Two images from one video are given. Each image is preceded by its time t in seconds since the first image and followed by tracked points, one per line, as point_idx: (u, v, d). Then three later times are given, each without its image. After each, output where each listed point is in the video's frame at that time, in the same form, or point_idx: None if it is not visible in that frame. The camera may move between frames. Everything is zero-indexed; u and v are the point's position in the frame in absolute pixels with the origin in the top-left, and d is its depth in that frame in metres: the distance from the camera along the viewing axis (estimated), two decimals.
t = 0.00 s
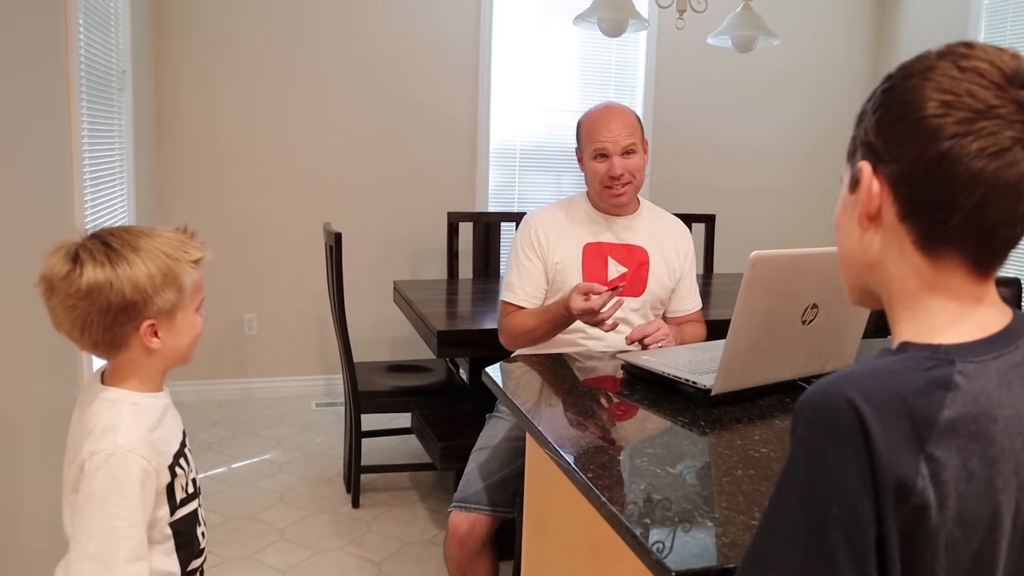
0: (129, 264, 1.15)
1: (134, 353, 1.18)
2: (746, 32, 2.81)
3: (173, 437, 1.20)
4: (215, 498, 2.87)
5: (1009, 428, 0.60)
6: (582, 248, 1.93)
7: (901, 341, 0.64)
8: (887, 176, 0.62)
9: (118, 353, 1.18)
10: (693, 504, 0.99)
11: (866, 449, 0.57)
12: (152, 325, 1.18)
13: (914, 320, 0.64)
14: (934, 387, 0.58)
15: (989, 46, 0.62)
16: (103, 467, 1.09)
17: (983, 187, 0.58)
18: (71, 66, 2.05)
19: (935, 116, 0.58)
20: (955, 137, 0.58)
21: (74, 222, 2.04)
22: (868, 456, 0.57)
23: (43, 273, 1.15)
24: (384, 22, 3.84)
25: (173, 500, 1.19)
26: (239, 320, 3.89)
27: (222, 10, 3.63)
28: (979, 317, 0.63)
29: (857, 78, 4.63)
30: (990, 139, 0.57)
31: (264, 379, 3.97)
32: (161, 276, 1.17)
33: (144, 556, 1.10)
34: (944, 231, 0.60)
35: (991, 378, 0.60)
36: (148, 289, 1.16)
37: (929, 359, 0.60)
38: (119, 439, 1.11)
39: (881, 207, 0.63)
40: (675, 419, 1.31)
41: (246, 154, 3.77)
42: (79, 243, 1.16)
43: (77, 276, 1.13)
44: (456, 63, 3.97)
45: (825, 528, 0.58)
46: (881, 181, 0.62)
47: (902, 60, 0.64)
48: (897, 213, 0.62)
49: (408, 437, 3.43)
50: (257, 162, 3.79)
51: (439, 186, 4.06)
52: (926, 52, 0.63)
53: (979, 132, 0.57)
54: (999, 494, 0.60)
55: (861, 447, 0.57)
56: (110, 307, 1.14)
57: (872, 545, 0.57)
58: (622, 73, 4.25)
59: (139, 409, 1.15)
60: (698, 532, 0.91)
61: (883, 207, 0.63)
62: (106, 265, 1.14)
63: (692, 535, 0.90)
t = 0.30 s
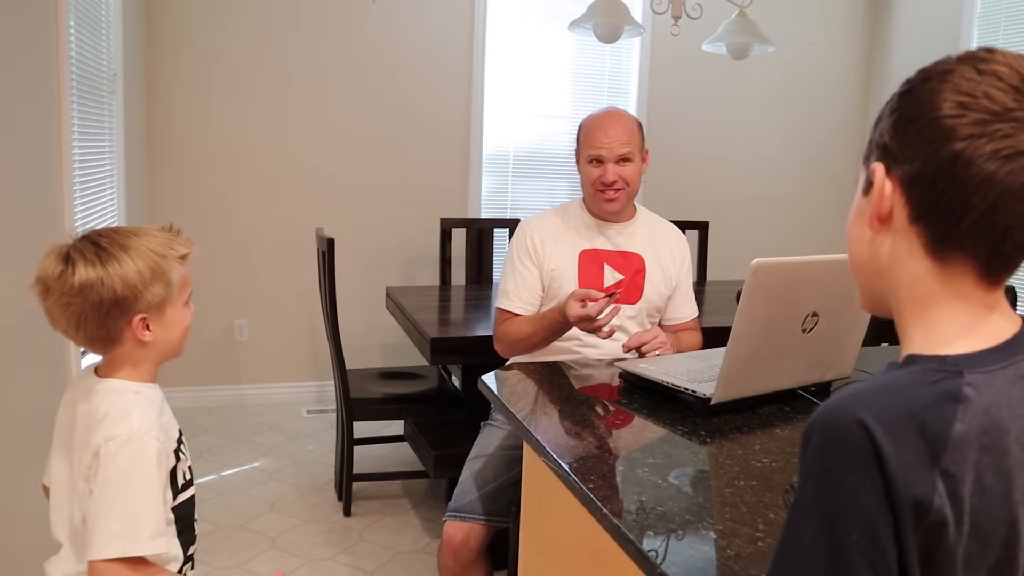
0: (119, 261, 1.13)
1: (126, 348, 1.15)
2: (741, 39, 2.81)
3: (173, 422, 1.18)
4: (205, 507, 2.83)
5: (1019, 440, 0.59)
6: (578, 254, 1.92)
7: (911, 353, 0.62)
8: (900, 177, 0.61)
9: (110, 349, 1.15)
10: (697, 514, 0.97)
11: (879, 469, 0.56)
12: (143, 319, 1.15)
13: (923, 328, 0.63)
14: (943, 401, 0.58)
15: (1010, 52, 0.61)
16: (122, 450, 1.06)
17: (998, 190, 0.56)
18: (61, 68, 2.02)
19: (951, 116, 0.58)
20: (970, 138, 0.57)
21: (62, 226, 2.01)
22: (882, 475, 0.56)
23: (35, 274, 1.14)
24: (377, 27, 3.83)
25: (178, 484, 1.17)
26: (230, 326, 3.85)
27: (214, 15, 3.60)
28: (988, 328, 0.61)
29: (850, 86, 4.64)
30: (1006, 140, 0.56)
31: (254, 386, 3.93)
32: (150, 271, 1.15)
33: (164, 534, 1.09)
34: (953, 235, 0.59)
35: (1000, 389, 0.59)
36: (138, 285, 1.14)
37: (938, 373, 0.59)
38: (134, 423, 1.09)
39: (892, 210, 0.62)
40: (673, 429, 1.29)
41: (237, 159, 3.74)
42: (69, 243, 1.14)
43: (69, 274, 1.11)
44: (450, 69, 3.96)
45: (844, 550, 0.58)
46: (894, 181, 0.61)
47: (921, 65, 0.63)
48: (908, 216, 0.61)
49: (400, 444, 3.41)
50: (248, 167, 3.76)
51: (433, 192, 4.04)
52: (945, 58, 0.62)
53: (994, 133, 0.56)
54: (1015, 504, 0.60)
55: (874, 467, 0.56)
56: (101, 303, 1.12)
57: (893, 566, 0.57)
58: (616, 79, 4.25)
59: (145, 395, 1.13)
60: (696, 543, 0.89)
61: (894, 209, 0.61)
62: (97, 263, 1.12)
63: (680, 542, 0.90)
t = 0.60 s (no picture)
0: (118, 266, 1.12)
1: (117, 355, 1.13)
2: (719, 42, 2.82)
3: (164, 428, 1.16)
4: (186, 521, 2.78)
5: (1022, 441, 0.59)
6: (561, 259, 1.91)
7: (911, 352, 0.62)
8: (899, 173, 0.61)
9: (104, 354, 1.13)
10: (690, 518, 0.96)
11: (886, 469, 0.56)
12: (138, 326, 1.13)
13: (920, 325, 0.63)
14: (948, 401, 0.57)
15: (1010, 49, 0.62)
16: (105, 453, 1.04)
17: (997, 185, 0.57)
18: (32, 77, 1.98)
19: (950, 111, 0.58)
20: (970, 133, 0.57)
21: (35, 238, 1.97)
22: (889, 476, 0.56)
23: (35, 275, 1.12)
24: (354, 35, 3.81)
25: (168, 490, 1.14)
26: (209, 337, 3.80)
27: (188, 23, 3.56)
28: (986, 327, 0.62)
29: (825, 89, 4.68)
30: (1005, 135, 0.57)
31: (235, 397, 3.88)
32: (149, 279, 1.13)
33: (151, 538, 1.06)
34: (951, 231, 0.59)
35: (1003, 389, 0.59)
36: (136, 291, 1.12)
37: (941, 372, 0.58)
38: (119, 425, 1.06)
39: (890, 206, 0.62)
40: (662, 432, 1.29)
41: (214, 168, 3.70)
42: (72, 247, 1.13)
43: (67, 276, 1.10)
44: (427, 76, 3.95)
45: (849, 551, 0.57)
46: (892, 178, 0.61)
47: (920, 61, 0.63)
48: (906, 212, 0.61)
49: (384, 453, 3.38)
50: (226, 176, 3.72)
51: (413, 199, 4.02)
52: (946, 54, 0.62)
53: (993, 129, 0.57)
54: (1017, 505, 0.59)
55: (881, 467, 0.56)
56: (97, 307, 1.10)
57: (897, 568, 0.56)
58: (594, 84, 4.26)
59: (133, 400, 1.11)
60: (689, 548, 0.89)
61: (892, 205, 0.62)
62: (96, 268, 1.11)
63: (672, 546, 0.89)
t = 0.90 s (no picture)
0: (140, 273, 1.11)
1: (128, 368, 1.11)
2: (702, 43, 2.83)
3: (177, 451, 1.14)
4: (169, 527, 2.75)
5: None
6: (548, 260, 1.91)
7: (914, 354, 0.62)
8: (891, 167, 0.62)
9: (115, 366, 1.11)
10: (684, 520, 0.96)
11: (894, 482, 0.56)
12: (153, 340, 1.11)
13: (922, 326, 0.63)
14: (954, 410, 0.58)
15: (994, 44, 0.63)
16: (114, 485, 1.02)
17: (989, 164, 0.57)
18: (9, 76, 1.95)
19: (938, 98, 0.59)
20: (958, 117, 0.58)
21: (14, 242, 1.94)
22: (897, 488, 0.56)
23: (52, 275, 1.11)
24: (336, 37, 3.79)
25: (181, 516, 1.13)
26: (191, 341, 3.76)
27: (168, 24, 3.53)
28: (986, 324, 0.62)
29: (807, 91, 4.72)
30: (994, 115, 0.58)
31: (218, 402, 3.84)
32: (170, 290, 1.12)
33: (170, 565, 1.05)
34: (948, 218, 0.59)
35: (1007, 393, 0.59)
36: (155, 301, 1.11)
37: (945, 378, 0.59)
38: (125, 457, 1.04)
39: (884, 201, 0.62)
40: (650, 434, 1.28)
41: (196, 171, 3.67)
42: (93, 249, 1.13)
43: (87, 279, 1.09)
44: (410, 78, 3.94)
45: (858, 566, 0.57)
46: (885, 172, 0.62)
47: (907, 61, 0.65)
48: (902, 206, 0.61)
49: (369, 457, 3.35)
50: (207, 179, 3.69)
51: (397, 201, 4.01)
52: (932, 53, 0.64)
53: (981, 112, 0.58)
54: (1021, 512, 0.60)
55: (889, 479, 0.56)
56: (114, 314, 1.09)
57: None
58: (577, 85, 4.26)
59: (141, 423, 1.09)
60: (681, 548, 0.88)
61: (887, 201, 0.62)
62: (118, 272, 1.10)
63: (662, 547, 0.89)
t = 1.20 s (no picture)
0: (154, 286, 1.11)
1: (145, 383, 1.13)
2: (691, 46, 2.84)
3: (173, 477, 1.13)
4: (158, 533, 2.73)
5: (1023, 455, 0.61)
6: (540, 261, 1.91)
7: (914, 359, 0.62)
8: (882, 171, 0.63)
9: (131, 381, 1.12)
10: (680, 523, 0.96)
11: (892, 488, 0.56)
12: (170, 354, 1.13)
13: (922, 331, 0.63)
14: (954, 416, 0.58)
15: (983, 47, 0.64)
16: (86, 508, 1.02)
17: (978, 161, 0.58)
18: None
19: (923, 100, 0.60)
20: (944, 116, 0.59)
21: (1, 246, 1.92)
22: (895, 495, 0.56)
23: (63, 287, 1.11)
24: (326, 40, 3.78)
25: (169, 545, 1.12)
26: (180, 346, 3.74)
27: (156, 27, 3.51)
28: (983, 326, 0.62)
29: (795, 94, 4.74)
30: (979, 112, 0.58)
31: (207, 407, 3.82)
32: (187, 303, 1.13)
33: None
34: (940, 217, 0.60)
35: (1008, 401, 0.60)
36: (172, 316, 1.11)
37: (944, 382, 0.59)
38: (105, 481, 1.04)
39: (879, 205, 0.63)
40: (643, 436, 1.28)
41: (185, 174, 3.65)
42: (103, 258, 1.12)
43: (98, 292, 1.09)
44: (400, 81, 3.93)
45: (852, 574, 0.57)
46: (877, 177, 0.63)
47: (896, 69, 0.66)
48: (895, 209, 0.62)
49: (360, 461, 3.34)
50: (196, 183, 3.67)
51: (387, 204, 4.00)
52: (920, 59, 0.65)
53: (967, 110, 0.58)
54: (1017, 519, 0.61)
55: (887, 486, 0.56)
56: (129, 331, 1.10)
57: None
58: (568, 88, 4.27)
59: (134, 445, 1.08)
60: (674, 552, 0.88)
61: (880, 207, 0.63)
62: (130, 284, 1.10)
63: (656, 551, 0.89)
